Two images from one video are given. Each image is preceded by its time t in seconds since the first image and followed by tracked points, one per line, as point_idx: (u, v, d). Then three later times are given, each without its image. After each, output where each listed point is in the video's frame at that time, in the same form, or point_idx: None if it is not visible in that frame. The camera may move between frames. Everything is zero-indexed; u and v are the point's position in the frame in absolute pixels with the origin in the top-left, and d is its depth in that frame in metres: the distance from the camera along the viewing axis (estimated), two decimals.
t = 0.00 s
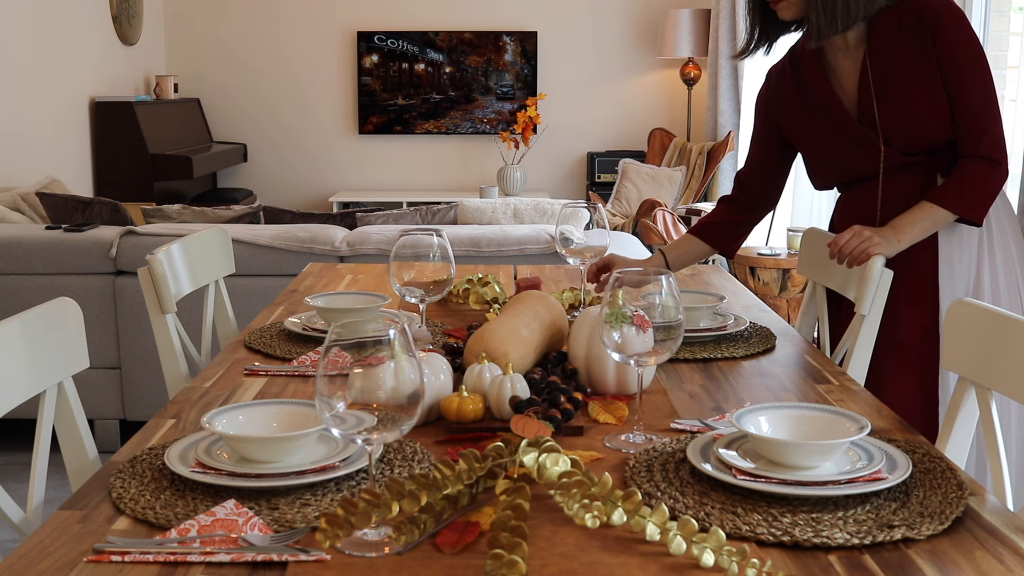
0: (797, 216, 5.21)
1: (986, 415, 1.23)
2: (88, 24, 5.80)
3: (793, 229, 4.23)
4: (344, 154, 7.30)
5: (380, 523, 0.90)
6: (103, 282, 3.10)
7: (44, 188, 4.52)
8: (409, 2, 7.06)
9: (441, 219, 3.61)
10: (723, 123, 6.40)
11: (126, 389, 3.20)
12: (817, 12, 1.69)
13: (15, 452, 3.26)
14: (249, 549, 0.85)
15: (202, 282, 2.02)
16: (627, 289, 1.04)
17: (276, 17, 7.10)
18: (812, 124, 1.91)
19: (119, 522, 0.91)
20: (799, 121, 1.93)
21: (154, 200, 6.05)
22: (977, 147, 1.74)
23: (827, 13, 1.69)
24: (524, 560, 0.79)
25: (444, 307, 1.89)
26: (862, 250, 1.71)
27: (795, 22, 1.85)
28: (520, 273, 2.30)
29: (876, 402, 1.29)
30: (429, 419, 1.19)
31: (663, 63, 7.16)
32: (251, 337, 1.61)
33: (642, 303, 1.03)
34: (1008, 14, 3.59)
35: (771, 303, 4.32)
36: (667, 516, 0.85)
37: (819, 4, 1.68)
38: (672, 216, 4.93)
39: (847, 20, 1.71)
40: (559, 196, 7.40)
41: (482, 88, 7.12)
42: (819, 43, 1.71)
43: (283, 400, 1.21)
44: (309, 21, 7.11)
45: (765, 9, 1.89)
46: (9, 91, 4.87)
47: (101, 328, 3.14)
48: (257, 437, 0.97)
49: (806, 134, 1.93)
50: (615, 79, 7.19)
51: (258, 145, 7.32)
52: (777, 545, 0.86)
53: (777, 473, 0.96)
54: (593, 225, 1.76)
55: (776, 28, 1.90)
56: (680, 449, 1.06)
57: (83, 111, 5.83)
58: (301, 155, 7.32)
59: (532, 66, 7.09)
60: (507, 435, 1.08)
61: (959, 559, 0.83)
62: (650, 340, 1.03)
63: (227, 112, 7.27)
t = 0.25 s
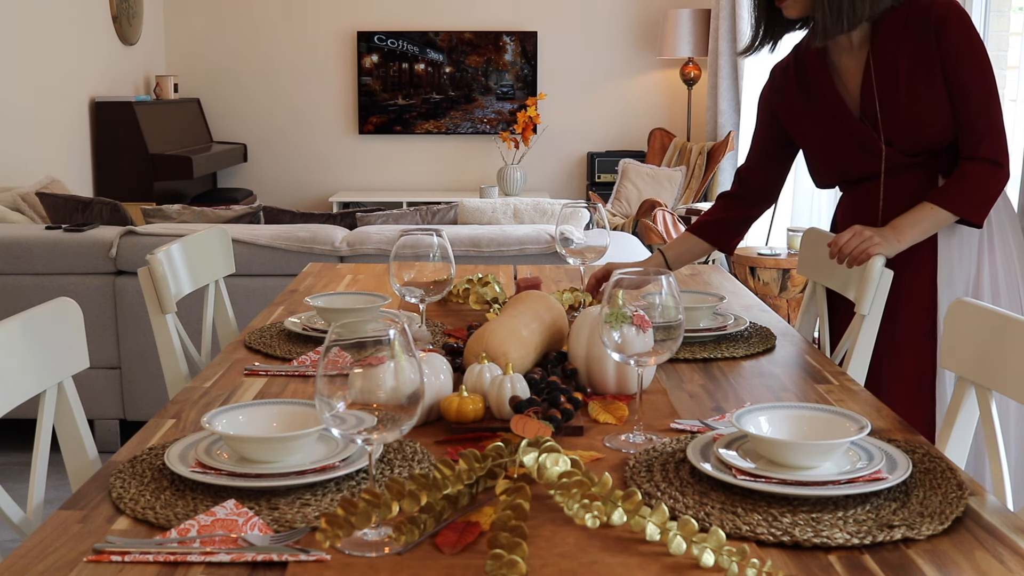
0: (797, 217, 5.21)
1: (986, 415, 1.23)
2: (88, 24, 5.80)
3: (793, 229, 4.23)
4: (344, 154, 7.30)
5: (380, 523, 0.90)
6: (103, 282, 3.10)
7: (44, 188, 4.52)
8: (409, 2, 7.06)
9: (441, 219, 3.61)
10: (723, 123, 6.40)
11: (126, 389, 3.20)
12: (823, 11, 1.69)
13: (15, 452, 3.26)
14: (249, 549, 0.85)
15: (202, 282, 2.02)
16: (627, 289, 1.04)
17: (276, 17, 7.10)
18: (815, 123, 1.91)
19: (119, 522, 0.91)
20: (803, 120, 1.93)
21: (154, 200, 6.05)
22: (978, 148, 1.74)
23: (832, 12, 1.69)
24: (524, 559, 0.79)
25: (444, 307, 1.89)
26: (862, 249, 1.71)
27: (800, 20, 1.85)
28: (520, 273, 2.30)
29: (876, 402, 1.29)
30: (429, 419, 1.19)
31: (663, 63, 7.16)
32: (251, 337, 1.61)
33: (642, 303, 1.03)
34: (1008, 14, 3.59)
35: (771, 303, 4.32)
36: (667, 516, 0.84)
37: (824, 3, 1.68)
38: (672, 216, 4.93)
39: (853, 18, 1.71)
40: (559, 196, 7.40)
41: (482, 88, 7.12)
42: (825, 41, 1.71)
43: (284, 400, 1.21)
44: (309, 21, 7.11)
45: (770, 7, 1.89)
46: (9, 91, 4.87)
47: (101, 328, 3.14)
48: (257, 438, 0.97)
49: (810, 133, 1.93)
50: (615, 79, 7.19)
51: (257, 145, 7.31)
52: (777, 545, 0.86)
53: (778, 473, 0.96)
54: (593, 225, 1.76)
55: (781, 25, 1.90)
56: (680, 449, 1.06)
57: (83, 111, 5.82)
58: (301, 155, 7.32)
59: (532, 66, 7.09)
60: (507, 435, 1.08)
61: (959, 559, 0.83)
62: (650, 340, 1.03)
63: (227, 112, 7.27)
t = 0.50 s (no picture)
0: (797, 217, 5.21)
1: (986, 415, 1.23)
2: (88, 25, 5.80)
3: (793, 229, 4.23)
4: (344, 154, 7.30)
5: (380, 523, 0.90)
6: (103, 282, 3.10)
7: (44, 188, 4.52)
8: (409, 2, 7.06)
9: (441, 219, 3.61)
10: (723, 123, 6.40)
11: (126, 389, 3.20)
12: (827, 9, 1.69)
13: (15, 452, 3.26)
14: (249, 549, 0.85)
15: (202, 281, 2.02)
16: (627, 289, 1.04)
17: (276, 17, 7.11)
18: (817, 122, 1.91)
19: (119, 522, 0.91)
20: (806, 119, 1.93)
21: (154, 200, 6.06)
22: (978, 149, 1.74)
23: (836, 10, 1.68)
24: (524, 559, 0.79)
25: (444, 307, 1.89)
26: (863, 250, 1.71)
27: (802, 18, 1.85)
28: (520, 273, 2.30)
29: (876, 402, 1.29)
30: (429, 419, 1.19)
31: (663, 63, 7.16)
32: (251, 337, 1.61)
33: (642, 303, 1.03)
34: (1008, 14, 3.59)
35: (771, 303, 4.32)
36: (667, 516, 0.84)
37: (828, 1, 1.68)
38: (672, 216, 4.93)
39: (857, 16, 1.70)
40: (559, 196, 7.40)
41: (482, 88, 7.12)
42: (828, 40, 1.71)
43: (283, 400, 1.21)
44: (309, 21, 7.11)
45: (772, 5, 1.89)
46: (9, 91, 4.87)
47: (101, 328, 3.14)
48: (257, 437, 0.97)
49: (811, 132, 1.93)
50: (615, 80, 7.19)
51: (257, 145, 7.31)
52: (777, 545, 0.86)
53: (778, 473, 0.96)
54: (593, 225, 1.76)
55: (783, 23, 1.90)
56: (680, 449, 1.06)
57: (83, 112, 5.82)
58: (301, 155, 7.32)
59: (532, 66, 7.09)
60: (507, 435, 1.08)
61: (959, 559, 0.83)
62: (649, 340, 1.03)
63: (227, 112, 7.27)
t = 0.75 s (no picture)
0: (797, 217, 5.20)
1: (986, 415, 1.23)
2: (88, 25, 5.80)
3: (793, 229, 4.23)
4: (344, 154, 7.30)
5: (380, 523, 0.90)
6: (104, 282, 3.10)
7: (44, 189, 4.52)
8: (409, 2, 7.06)
9: (441, 219, 3.61)
10: (723, 123, 6.40)
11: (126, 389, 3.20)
12: (834, 5, 1.69)
13: (15, 452, 3.26)
14: (249, 549, 0.85)
15: (202, 281, 2.02)
16: (627, 289, 1.04)
17: (276, 17, 7.11)
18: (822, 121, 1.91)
19: (119, 522, 0.91)
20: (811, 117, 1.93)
21: (154, 200, 6.06)
22: (980, 149, 1.74)
23: (843, 7, 1.68)
24: (524, 559, 0.79)
25: (444, 307, 1.89)
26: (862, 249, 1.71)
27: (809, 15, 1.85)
28: (520, 273, 2.30)
29: (877, 402, 1.29)
30: (429, 419, 1.19)
31: (663, 63, 7.16)
32: (251, 337, 1.61)
33: (642, 303, 1.03)
34: (1008, 14, 3.59)
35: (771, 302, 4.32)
36: (667, 516, 0.84)
37: None
38: (672, 216, 4.93)
39: (862, 14, 1.70)
40: (559, 196, 7.40)
41: (482, 88, 7.12)
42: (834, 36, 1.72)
43: (283, 400, 1.21)
44: (308, 21, 7.11)
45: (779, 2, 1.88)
46: (9, 91, 4.87)
47: (101, 328, 3.14)
48: (257, 437, 0.97)
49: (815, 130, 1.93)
50: (615, 80, 7.19)
51: (257, 145, 7.31)
52: (777, 545, 0.86)
53: (778, 473, 0.96)
54: (593, 225, 1.76)
55: (789, 19, 1.90)
56: (680, 449, 1.07)
57: (83, 112, 5.82)
58: (301, 154, 7.32)
59: (532, 66, 7.09)
60: (507, 435, 1.08)
61: (959, 558, 0.83)
62: (650, 340, 1.03)
63: (227, 112, 7.27)
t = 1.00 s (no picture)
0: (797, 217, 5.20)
1: (986, 415, 1.23)
2: (88, 25, 5.80)
3: (793, 229, 4.23)
4: (344, 154, 7.30)
5: (380, 523, 0.90)
6: (104, 282, 3.10)
7: (44, 189, 4.52)
8: (409, 2, 7.06)
9: (441, 219, 3.61)
10: (723, 123, 6.39)
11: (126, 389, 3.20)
12: None
13: (15, 452, 3.26)
14: (249, 549, 0.85)
15: (202, 281, 2.02)
16: (627, 289, 1.04)
17: (275, 17, 7.11)
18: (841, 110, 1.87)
19: (119, 522, 0.91)
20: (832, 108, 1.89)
21: (154, 200, 6.06)
22: (999, 147, 1.70)
23: None
24: (524, 559, 0.79)
25: (444, 307, 1.89)
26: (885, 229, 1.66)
27: None
28: (520, 273, 2.30)
29: (877, 402, 1.29)
30: (429, 419, 1.19)
31: (663, 63, 7.16)
32: (251, 337, 1.61)
33: (643, 303, 1.03)
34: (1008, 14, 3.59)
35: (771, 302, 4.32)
36: (667, 516, 0.84)
37: None
38: (672, 216, 4.93)
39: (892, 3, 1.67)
40: (559, 196, 7.40)
41: (482, 88, 7.12)
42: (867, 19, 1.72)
43: (283, 400, 1.21)
44: (308, 21, 7.11)
45: None
46: (9, 91, 4.87)
47: (101, 328, 3.14)
48: (257, 438, 0.97)
49: (836, 121, 1.89)
50: (615, 80, 7.19)
51: (257, 145, 7.31)
52: (777, 545, 0.86)
53: (778, 473, 0.95)
54: (593, 225, 1.76)
55: None
56: (680, 449, 1.06)
57: (83, 112, 5.82)
58: (301, 154, 7.32)
59: (532, 66, 7.09)
60: (508, 435, 1.08)
61: (959, 559, 0.83)
62: (650, 340, 1.03)
63: (227, 112, 7.27)
